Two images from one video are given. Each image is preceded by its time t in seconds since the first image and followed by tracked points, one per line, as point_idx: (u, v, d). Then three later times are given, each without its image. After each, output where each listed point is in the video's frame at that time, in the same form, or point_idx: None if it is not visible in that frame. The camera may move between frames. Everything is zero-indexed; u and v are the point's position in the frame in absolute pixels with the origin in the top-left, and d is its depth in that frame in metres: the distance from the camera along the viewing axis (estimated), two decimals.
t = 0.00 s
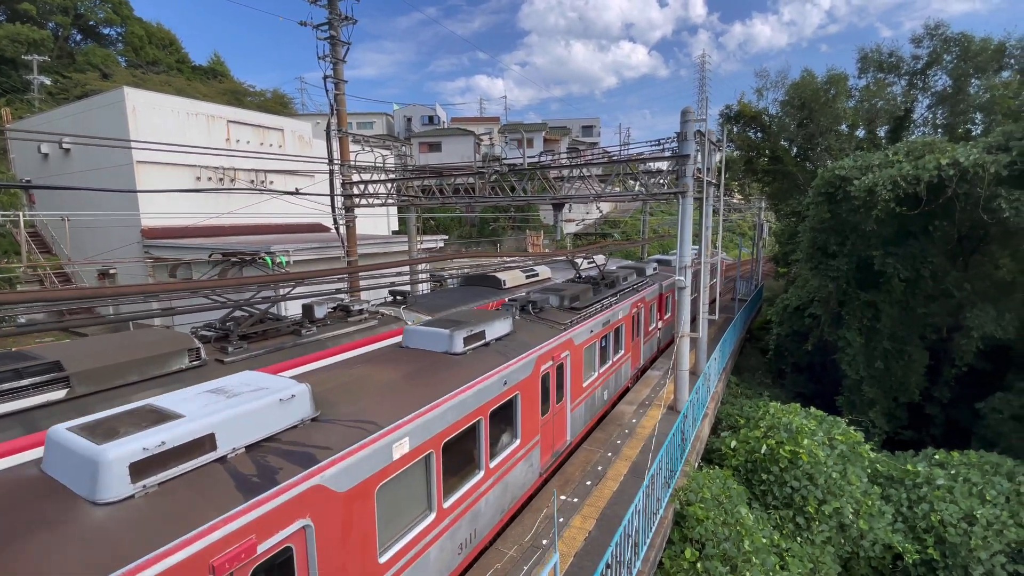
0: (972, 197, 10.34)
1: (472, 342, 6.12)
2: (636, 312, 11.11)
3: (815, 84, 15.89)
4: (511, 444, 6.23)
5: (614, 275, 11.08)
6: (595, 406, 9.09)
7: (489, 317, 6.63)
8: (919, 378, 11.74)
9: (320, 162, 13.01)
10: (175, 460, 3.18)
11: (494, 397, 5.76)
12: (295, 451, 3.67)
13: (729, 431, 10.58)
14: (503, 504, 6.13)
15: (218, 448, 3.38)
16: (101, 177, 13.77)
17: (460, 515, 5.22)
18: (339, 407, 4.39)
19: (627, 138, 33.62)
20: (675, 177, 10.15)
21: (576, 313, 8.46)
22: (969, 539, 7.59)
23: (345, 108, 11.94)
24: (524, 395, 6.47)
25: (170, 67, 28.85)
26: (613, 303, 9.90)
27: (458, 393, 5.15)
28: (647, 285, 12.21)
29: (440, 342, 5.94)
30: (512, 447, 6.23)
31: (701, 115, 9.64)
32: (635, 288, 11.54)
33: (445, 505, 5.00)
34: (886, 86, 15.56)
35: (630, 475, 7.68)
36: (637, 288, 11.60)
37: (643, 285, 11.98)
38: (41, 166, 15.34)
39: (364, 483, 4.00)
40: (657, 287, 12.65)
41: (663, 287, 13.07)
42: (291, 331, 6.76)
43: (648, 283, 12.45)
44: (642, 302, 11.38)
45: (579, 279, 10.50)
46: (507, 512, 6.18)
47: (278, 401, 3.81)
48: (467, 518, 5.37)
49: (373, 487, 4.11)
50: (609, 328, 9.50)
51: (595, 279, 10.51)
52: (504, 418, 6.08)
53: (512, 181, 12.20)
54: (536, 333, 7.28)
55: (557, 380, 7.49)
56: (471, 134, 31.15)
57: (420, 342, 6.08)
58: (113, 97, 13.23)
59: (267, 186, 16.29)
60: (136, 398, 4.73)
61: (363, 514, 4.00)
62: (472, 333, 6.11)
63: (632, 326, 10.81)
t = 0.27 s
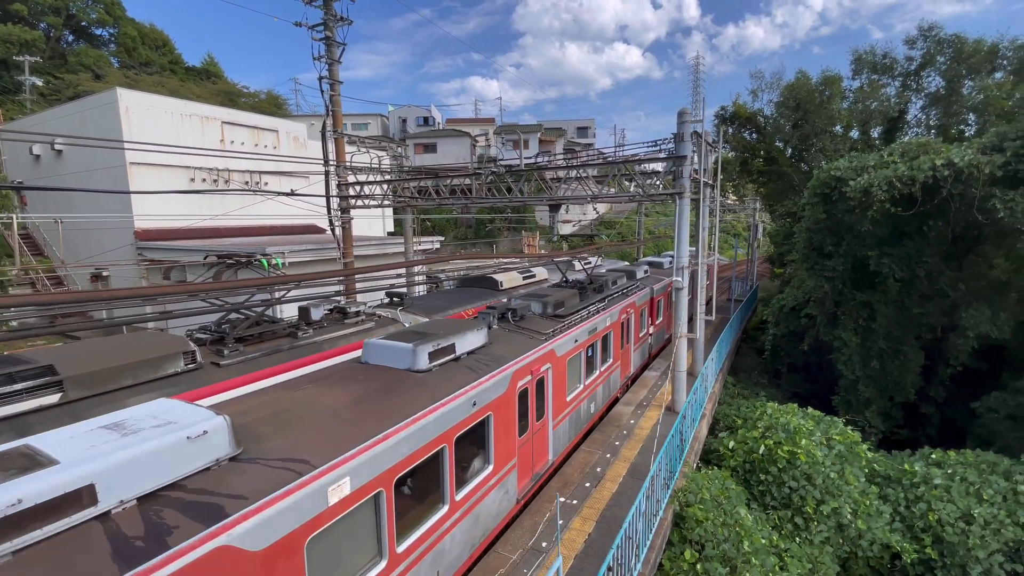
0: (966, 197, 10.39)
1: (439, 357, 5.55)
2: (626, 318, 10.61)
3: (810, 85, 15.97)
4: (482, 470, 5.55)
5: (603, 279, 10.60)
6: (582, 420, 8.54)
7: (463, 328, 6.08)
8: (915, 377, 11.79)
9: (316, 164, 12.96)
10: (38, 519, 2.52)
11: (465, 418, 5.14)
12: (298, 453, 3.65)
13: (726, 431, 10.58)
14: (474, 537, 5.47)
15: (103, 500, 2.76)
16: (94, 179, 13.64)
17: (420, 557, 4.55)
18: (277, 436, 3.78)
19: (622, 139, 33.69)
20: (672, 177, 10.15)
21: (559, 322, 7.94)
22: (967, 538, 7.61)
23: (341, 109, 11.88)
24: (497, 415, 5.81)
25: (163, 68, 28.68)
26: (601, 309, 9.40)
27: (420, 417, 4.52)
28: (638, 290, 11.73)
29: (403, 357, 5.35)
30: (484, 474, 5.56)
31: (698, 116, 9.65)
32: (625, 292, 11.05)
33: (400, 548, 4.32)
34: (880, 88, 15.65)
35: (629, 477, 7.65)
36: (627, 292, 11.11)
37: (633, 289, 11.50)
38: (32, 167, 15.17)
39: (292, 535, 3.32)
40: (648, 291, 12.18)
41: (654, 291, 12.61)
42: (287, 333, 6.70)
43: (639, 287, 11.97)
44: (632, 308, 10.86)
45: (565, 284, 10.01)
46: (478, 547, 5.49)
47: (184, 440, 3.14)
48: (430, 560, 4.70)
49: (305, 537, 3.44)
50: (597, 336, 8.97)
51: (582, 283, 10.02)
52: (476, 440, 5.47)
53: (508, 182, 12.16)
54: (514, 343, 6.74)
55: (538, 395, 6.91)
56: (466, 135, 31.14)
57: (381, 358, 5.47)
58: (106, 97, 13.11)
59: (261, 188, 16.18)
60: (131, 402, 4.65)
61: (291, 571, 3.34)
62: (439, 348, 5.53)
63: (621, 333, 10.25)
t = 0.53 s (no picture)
0: (964, 196, 10.43)
1: (407, 373, 4.99)
2: (618, 324, 10.16)
3: (806, 85, 16.01)
4: (456, 496, 5.06)
5: (594, 282, 10.17)
6: (570, 433, 8.07)
7: (438, 339, 5.60)
8: (913, 376, 11.82)
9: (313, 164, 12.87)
10: None
11: (435, 440, 4.65)
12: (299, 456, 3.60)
13: (726, 431, 10.58)
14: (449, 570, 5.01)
15: None
16: (88, 180, 13.51)
17: None
18: (213, 469, 3.31)
19: (618, 140, 33.72)
20: (671, 177, 10.13)
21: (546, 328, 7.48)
22: (969, 537, 7.61)
23: (338, 110, 11.81)
24: (474, 435, 5.32)
25: (158, 69, 28.53)
26: (591, 314, 8.95)
27: (383, 443, 4.04)
28: (630, 293, 11.30)
29: (366, 374, 4.79)
30: (459, 501, 5.07)
31: (697, 116, 9.63)
32: (617, 296, 10.60)
33: None
34: (876, 87, 15.71)
35: (630, 477, 7.62)
36: (619, 296, 10.67)
37: (625, 292, 11.06)
38: (26, 168, 15.03)
39: None
40: (640, 294, 11.75)
41: (647, 294, 12.19)
42: (286, 335, 6.61)
43: (631, 290, 11.55)
44: (625, 311, 10.49)
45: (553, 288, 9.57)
46: None
47: (81, 484, 2.63)
48: None
49: None
50: (586, 344, 8.52)
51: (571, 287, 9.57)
52: (450, 463, 4.98)
53: (507, 182, 12.11)
54: (495, 354, 6.27)
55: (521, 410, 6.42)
56: (462, 135, 31.10)
57: (342, 373, 4.91)
58: (99, 98, 12.98)
59: (257, 188, 16.05)
60: (128, 405, 4.57)
61: None
62: (410, 362, 5.02)
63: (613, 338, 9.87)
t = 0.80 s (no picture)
0: (962, 195, 10.46)
1: (370, 392, 4.58)
2: (609, 329, 9.75)
3: (803, 85, 16.06)
4: (426, 527, 4.59)
5: (585, 284, 9.78)
6: (557, 447, 7.65)
7: (410, 351, 5.18)
8: (910, 375, 11.86)
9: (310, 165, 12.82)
10: None
11: (401, 467, 4.22)
12: (308, 459, 3.63)
13: (725, 430, 10.59)
14: None
15: None
16: (83, 181, 13.41)
17: None
18: (136, 509, 2.91)
19: (615, 140, 33.74)
20: (670, 177, 10.11)
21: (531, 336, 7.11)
22: (968, 535, 7.62)
23: (335, 110, 11.75)
24: (447, 458, 4.85)
25: (152, 69, 28.35)
26: (581, 319, 8.54)
27: (334, 475, 3.57)
28: (622, 296, 10.91)
29: (324, 393, 4.41)
30: (429, 533, 4.60)
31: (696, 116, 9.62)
32: (608, 299, 10.20)
33: None
34: (872, 87, 15.76)
35: (631, 478, 7.60)
36: (610, 299, 10.27)
37: (617, 295, 10.66)
38: (20, 169, 14.90)
39: None
40: (632, 297, 11.35)
41: (641, 296, 11.82)
42: (284, 337, 6.55)
43: (623, 292, 11.14)
44: (617, 315, 10.11)
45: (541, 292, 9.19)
46: None
47: None
48: None
49: None
50: (575, 351, 8.10)
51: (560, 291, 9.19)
52: (421, 490, 4.55)
53: (505, 182, 12.07)
54: (473, 365, 5.88)
55: (503, 426, 5.98)
56: (459, 135, 31.05)
57: (301, 391, 4.54)
58: (94, 99, 12.88)
59: (253, 189, 15.96)
60: (127, 408, 4.52)
61: None
62: (374, 379, 4.61)
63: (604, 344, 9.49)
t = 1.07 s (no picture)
0: (959, 194, 10.48)
1: (316, 415, 4.12)
2: (599, 334, 9.28)
3: (800, 84, 16.08)
4: (382, 567, 4.13)
5: (574, 287, 9.35)
6: (542, 462, 7.19)
7: (373, 367, 4.72)
8: (908, 373, 11.88)
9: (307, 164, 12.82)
10: None
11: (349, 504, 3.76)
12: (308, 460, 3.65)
13: (724, 429, 10.60)
14: None
15: None
16: (78, 181, 13.33)
17: None
18: (3, 569, 2.45)
19: (612, 139, 33.75)
20: (667, 176, 10.09)
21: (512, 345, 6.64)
22: (966, 532, 7.62)
23: (332, 109, 11.70)
24: (407, 489, 4.37)
25: (148, 68, 28.20)
26: (569, 324, 8.07)
27: (263, 519, 3.13)
28: (614, 298, 10.45)
29: (262, 418, 3.93)
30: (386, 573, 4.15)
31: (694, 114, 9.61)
32: (598, 302, 9.74)
33: None
34: (869, 86, 15.78)
35: (630, 477, 7.59)
36: (601, 302, 9.82)
37: (609, 298, 10.21)
38: (14, 169, 14.80)
39: None
40: (626, 300, 10.87)
41: (634, 298, 11.37)
42: (282, 337, 6.51)
43: (616, 294, 10.68)
44: (608, 319, 9.65)
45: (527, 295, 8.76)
46: None
47: None
48: None
49: None
50: (561, 359, 7.61)
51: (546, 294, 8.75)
52: (376, 524, 4.08)
53: (503, 181, 12.04)
54: (445, 379, 5.41)
55: (476, 446, 5.49)
56: (457, 134, 31.01)
57: (236, 412, 4.05)
58: (89, 98, 12.80)
59: (250, 188, 15.90)
60: (124, 409, 4.48)
61: None
62: (322, 401, 4.16)
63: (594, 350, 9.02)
